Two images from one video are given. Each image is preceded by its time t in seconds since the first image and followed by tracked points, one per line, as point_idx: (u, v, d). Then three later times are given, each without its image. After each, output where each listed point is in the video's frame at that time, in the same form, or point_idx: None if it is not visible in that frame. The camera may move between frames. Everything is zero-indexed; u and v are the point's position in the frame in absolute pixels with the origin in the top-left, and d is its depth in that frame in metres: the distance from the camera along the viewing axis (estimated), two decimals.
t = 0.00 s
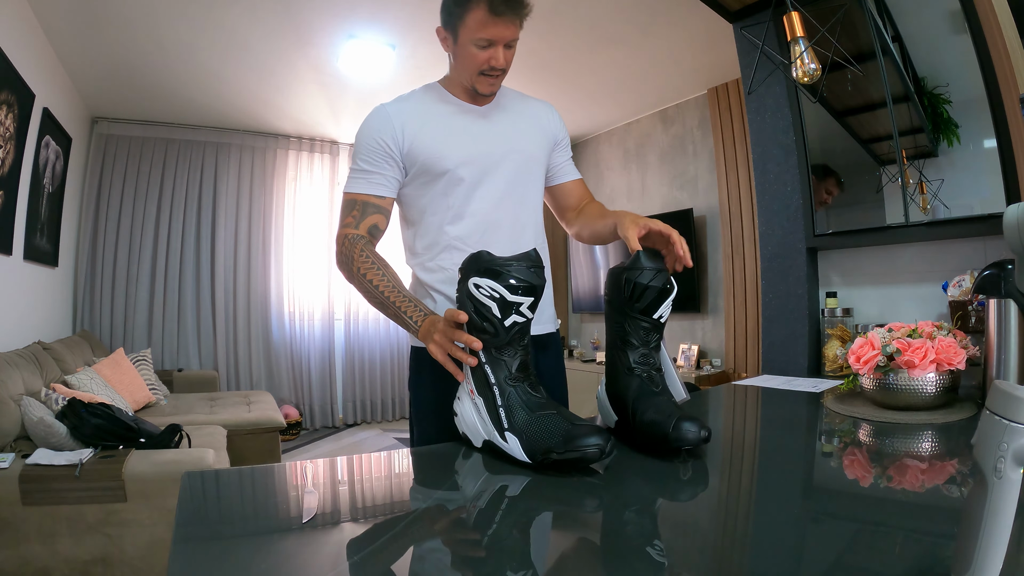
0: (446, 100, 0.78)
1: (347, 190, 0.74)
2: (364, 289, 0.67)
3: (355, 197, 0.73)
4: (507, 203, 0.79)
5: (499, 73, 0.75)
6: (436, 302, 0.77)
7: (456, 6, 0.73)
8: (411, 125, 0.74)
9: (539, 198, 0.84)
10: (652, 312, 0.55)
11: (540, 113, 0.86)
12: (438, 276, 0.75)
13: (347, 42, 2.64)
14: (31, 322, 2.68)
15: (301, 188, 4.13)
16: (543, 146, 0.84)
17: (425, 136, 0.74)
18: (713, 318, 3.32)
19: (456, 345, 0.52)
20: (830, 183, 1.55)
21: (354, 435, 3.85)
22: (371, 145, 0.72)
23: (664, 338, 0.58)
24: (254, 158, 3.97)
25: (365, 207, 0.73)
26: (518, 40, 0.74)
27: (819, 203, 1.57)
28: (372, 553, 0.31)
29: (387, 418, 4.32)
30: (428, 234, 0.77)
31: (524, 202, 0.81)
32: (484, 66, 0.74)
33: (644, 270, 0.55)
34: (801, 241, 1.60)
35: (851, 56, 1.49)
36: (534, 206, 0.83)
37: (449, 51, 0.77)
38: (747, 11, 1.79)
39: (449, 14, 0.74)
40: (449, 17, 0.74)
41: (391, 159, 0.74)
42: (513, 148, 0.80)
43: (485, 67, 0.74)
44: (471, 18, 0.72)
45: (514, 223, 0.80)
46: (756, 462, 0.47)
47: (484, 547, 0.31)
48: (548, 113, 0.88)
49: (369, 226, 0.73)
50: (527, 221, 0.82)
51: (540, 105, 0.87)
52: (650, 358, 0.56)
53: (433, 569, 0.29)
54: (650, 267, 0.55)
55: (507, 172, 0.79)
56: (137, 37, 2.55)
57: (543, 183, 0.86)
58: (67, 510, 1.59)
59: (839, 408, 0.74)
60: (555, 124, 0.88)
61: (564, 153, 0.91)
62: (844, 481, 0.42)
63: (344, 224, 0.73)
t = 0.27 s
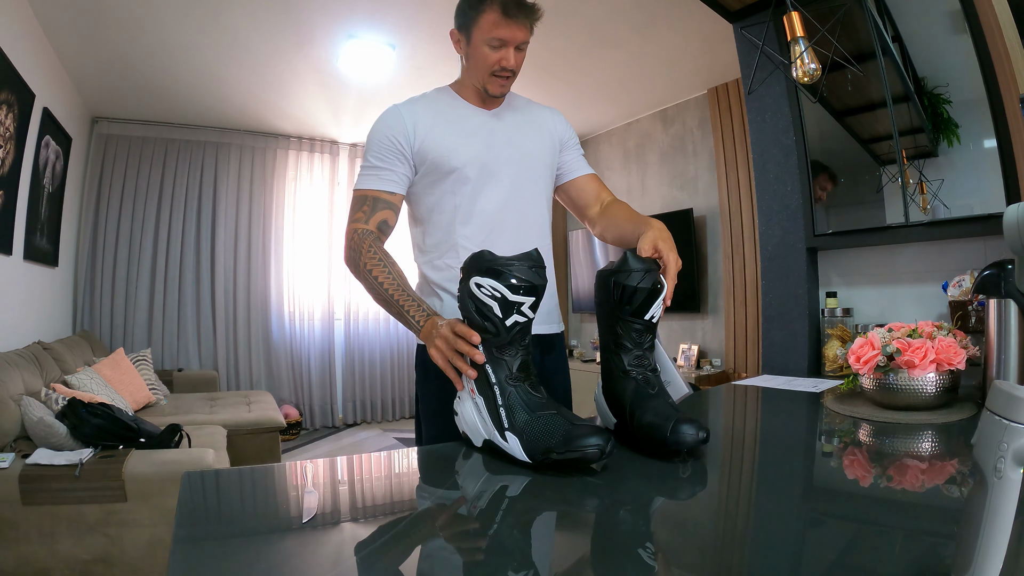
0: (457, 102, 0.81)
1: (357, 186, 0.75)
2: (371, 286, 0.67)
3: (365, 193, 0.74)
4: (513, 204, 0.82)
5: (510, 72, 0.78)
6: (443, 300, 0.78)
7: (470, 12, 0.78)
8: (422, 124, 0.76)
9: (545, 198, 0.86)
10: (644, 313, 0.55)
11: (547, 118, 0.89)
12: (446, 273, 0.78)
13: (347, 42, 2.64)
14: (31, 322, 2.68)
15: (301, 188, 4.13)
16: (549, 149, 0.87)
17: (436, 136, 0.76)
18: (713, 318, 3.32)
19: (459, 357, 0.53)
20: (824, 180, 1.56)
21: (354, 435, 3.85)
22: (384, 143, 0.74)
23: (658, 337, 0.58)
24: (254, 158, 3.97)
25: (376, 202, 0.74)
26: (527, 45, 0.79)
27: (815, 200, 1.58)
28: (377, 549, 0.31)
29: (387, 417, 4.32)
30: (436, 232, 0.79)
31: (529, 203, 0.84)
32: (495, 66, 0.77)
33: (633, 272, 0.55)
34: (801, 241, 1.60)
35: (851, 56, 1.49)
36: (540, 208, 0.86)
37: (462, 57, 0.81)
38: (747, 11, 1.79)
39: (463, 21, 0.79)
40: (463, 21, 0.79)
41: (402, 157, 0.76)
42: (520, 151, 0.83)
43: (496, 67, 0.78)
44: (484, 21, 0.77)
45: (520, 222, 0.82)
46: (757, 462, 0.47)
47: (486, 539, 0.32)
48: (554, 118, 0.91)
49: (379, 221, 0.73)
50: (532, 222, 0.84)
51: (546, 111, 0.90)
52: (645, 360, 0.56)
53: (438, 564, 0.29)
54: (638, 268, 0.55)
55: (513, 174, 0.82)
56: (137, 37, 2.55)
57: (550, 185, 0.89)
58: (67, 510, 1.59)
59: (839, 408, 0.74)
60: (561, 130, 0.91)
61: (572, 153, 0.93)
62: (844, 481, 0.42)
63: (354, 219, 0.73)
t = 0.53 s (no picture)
0: (466, 107, 0.83)
1: (370, 187, 0.76)
2: (385, 283, 0.68)
3: (378, 193, 0.75)
4: (519, 205, 0.83)
5: (517, 73, 0.80)
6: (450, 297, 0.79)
7: (473, 16, 0.80)
8: (430, 127, 0.79)
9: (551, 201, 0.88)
10: (648, 307, 0.55)
11: (553, 124, 0.91)
12: (454, 272, 0.79)
13: (347, 42, 2.64)
14: (31, 322, 2.68)
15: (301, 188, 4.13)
16: (555, 153, 0.89)
17: (445, 139, 0.79)
18: (713, 318, 3.32)
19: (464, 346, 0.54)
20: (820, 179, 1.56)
21: (354, 435, 3.85)
22: (395, 145, 0.77)
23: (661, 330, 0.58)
24: (254, 158, 3.97)
25: (388, 202, 0.75)
26: (532, 42, 0.80)
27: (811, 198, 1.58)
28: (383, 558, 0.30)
29: (387, 417, 4.32)
30: (445, 232, 0.81)
31: (535, 204, 0.85)
32: (501, 68, 0.79)
33: (638, 267, 0.55)
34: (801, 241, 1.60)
35: (851, 56, 1.49)
36: (546, 210, 0.87)
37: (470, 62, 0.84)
38: (747, 11, 1.78)
39: (467, 25, 0.81)
40: (467, 26, 0.81)
41: (412, 158, 0.78)
42: (527, 154, 0.85)
43: (503, 69, 0.79)
44: (487, 23, 0.78)
45: (526, 223, 0.84)
46: (756, 462, 0.47)
47: (497, 547, 0.31)
48: (561, 124, 0.93)
49: (391, 220, 0.74)
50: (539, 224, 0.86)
51: (553, 117, 0.93)
52: (648, 353, 0.56)
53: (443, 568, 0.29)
54: (643, 264, 0.55)
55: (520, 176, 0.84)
56: (137, 37, 2.55)
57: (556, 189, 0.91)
58: (67, 510, 1.59)
59: (839, 408, 0.74)
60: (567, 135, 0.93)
61: (580, 159, 0.95)
62: (844, 481, 0.42)
63: (367, 219, 0.74)
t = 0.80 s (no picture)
0: (476, 108, 0.84)
1: (383, 187, 0.76)
2: (403, 279, 0.68)
3: (392, 193, 0.75)
4: (530, 204, 0.83)
5: (524, 75, 0.82)
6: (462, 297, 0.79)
7: (481, 21, 0.82)
8: (442, 127, 0.79)
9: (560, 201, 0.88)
10: (671, 293, 0.65)
11: (561, 127, 0.92)
12: (465, 271, 0.80)
13: (347, 42, 2.64)
14: (31, 322, 2.68)
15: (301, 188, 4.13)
16: (564, 155, 0.90)
17: (457, 139, 0.80)
18: (713, 318, 3.32)
19: (488, 335, 0.54)
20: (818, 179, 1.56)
21: (354, 435, 3.85)
22: (407, 145, 0.77)
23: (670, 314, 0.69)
24: (254, 158, 3.97)
25: (401, 201, 0.75)
26: (538, 47, 0.83)
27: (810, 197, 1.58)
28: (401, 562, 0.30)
29: (387, 417, 4.32)
30: (457, 231, 0.81)
31: (546, 204, 0.85)
32: (509, 71, 0.81)
33: (668, 258, 0.65)
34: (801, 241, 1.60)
35: (851, 56, 1.49)
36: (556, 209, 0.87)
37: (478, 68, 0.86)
38: (746, 11, 1.77)
39: (475, 32, 0.84)
40: (477, 32, 0.83)
41: (425, 157, 0.78)
42: (538, 153, 0.85)
43: (510, 72, 0.82)
44: (494, 28, 0.81)
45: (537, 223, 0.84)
46: (756, 462, 0.47)
47: (524, 556, 0.30)
48: (569, 129, 0.94)
49: (405, 216, 0.74)
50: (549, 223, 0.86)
51: (561, 121, 0.94)
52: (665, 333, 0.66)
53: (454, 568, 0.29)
54: (672, 255, 0.65)
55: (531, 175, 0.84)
56: (138, 37, 2.55)
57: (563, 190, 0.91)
58: (67, 510, 1.58)
59: (839, 408, 0.75)
60: (575, 139, 0.94)
61: (585, 168, 0.97)
62: (844, 481, 0.42)
63: (380, 218, 0.74)
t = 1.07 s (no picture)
0: (488, 110, 0.85)
1: (398, 188, 0.77)
2: (423, 280, 0.70)
3: (409, 193, 0.76)
4: (541, 206, 0.84)
5: (537, 85, 0.83)
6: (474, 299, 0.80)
7: (501, 25, 0.83)
8: (455, 129, 0.80)
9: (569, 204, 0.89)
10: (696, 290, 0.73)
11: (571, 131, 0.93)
12: (474, 272, 0.80)
13: (347, 42, 2.64)
14: (31, 322, 2.68)
15: (301, 188, 4.14)
16: (573, 158, 0.91)
17: (468, 140, 0.80)
18: (713, 318, 3.32)
19: (526, 338, 0.57)
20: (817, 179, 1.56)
21: (354, 435, 3.85)
22: (420, 145, 0.78)
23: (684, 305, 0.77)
24: (254, 158, 3.97)
25: (420, 201, 0.76)
26: (553, 59, 0.84)
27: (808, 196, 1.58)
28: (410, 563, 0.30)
29: (387, 417, 4.32)
30: (467, 232, 0.82)
31: (556, 206, 0.86)
32: (523, 79, 0.83)
33: (693, 260, 0.73)
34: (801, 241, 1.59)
35: (851, 56, 1.49)
36: (565, 212, 0.88)
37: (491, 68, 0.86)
38: (747, 11, 1.76)
39: (493, 32, 0.84)
40: (495, 33, 0.83)
41: (437, 157, 0.79)
42: (548, 155, 0.86)
43: (523, 80, 0.83)
44: (514, 35, 0.81)
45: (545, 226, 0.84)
46: (757, 461, 0.47)
47: (562, 543, 0.32)
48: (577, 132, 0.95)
49: (424, 218, 0.75)
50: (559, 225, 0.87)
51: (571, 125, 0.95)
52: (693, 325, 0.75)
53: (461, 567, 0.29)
54: (694, 257, 0.74)
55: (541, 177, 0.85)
56: (138, 37, 2.55)
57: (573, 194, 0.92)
58: (66, 510, 1.58)
59: (839, 408, 0.75)
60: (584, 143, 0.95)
61: (587, 177, 1.01)
62: (844, 481, 0.42)
63: (399, 217, 0.75)
